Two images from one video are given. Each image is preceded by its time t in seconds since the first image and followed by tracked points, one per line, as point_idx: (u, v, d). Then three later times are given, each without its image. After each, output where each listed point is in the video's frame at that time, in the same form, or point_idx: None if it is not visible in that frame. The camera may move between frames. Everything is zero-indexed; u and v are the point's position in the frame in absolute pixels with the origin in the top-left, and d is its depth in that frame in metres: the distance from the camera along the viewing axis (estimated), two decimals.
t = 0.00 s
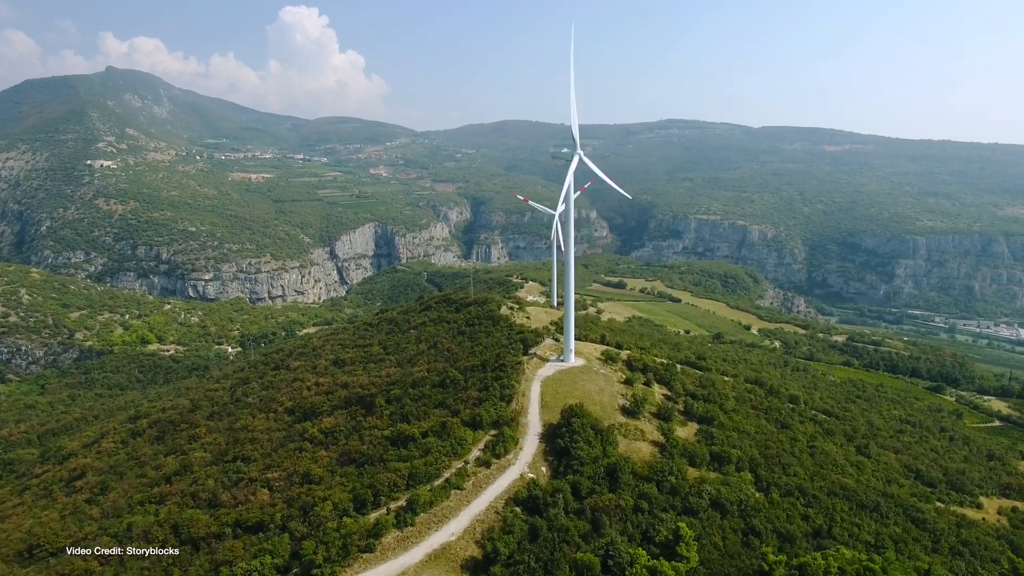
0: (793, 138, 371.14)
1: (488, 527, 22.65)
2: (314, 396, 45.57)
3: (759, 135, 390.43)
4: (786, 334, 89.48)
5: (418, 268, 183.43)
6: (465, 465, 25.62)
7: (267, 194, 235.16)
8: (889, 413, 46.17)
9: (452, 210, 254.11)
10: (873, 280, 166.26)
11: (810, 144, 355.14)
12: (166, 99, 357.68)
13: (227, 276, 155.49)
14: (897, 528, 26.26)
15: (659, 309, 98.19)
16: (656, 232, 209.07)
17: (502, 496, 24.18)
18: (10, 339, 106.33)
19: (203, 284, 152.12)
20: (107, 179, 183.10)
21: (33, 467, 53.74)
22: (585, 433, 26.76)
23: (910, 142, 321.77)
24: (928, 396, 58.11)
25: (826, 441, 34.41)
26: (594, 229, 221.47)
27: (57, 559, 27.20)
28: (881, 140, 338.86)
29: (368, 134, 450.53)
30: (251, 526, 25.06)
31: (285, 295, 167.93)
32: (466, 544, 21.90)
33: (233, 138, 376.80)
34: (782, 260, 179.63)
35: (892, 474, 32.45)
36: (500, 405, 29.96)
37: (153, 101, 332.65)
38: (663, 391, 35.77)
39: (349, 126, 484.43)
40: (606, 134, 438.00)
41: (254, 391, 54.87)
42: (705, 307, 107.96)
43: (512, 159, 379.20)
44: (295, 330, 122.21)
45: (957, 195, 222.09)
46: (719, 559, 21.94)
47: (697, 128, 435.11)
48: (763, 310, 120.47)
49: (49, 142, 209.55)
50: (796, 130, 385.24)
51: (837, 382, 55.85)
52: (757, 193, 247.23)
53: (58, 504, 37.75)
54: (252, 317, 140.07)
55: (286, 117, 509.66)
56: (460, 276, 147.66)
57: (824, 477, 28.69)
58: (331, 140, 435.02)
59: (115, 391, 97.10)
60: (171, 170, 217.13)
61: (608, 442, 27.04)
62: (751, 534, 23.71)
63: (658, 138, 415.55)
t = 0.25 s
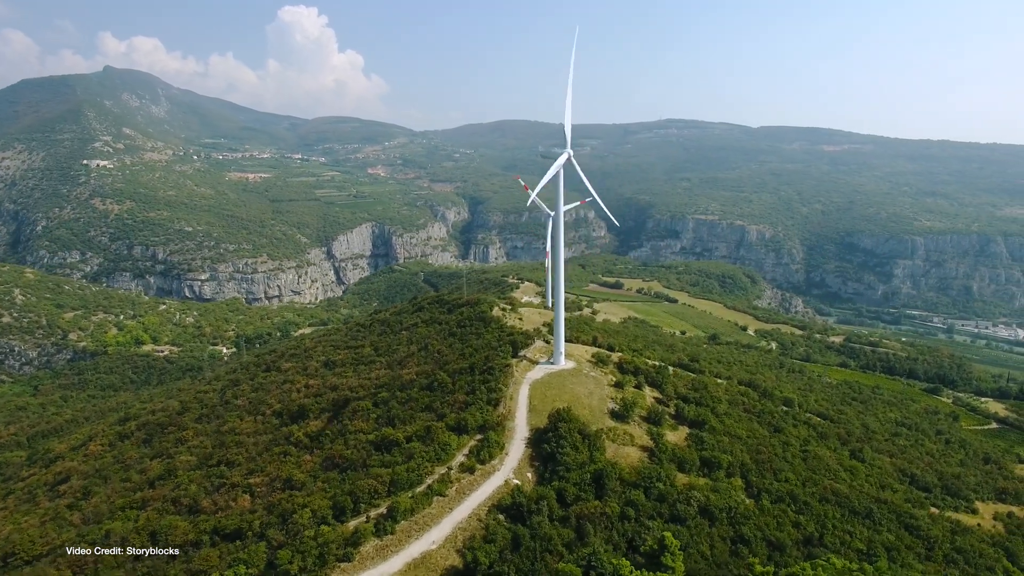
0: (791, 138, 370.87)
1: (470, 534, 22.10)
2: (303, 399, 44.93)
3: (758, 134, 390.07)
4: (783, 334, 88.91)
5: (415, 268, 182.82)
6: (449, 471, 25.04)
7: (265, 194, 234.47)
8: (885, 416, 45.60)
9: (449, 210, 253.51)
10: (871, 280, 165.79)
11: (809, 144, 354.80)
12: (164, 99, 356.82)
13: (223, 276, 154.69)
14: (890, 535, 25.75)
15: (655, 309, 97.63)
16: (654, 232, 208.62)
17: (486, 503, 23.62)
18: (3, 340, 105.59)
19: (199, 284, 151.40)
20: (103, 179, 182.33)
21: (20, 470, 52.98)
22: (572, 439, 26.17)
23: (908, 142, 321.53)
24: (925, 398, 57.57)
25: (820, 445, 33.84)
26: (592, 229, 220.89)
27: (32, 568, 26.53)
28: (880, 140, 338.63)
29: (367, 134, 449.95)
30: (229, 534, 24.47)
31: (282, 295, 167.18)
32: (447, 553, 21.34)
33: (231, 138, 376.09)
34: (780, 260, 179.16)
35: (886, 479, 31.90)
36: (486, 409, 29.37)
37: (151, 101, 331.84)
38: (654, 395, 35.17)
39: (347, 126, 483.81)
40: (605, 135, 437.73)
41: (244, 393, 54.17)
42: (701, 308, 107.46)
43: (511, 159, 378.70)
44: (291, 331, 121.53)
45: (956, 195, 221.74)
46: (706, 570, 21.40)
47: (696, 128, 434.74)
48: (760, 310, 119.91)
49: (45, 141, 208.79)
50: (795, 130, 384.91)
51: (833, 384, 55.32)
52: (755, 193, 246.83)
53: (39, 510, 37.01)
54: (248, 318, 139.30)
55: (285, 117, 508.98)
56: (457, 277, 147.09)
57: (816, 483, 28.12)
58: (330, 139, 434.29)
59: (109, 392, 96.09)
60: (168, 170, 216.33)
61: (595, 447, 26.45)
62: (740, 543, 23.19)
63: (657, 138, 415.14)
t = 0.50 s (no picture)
0: (790, 138, 370.51)
1: (449, 544, 21.45)
2: (290, 401, 44.14)
3: (757, 134, 389.65)
4: (779, 335, 88.25)
5: (412, 268, 182.12)
6: (430, 477, 24.39)
7: (261, 194, 233.81)
8: (879, 419, 45.08)
9: (447, 210, 252.93)
10: (868, 280, 165.32)
11: (807, 144, 354.38)
12: (161, 98, 356.01)
13: (219, 276, 153.93)
14: (883, 544, 25.11)
15: (651, 310, 96.95)
16: (652, 232, 208.12)
17: (466, 511, 23.00)
18: None
19: (195, 284, 150.53)
20: (99, 178, 181.42)
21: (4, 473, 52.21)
22: (557, 445, 25.53)
23: (907, 142, 321.22)
24: (921, 401, 56.98)
25: (813, 451, 33.22)
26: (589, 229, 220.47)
27: None
28: (879, 140, 338.32)
29: (365, 133, 449.33)
30: (203, 542, 23.79)
31: (278, 295, 166.45)
32: (424, 564, 20.69)
33: (228, 137, 375.30)
34: (778, 260, 178.59)
35: (880, 485, 31.28)
36: (470, 414, 28.71)
37: (148, 100, 331.09)
38: (644, 398, 34.49)
39: (346, 125, 483.14)
40: (604, 135, 437.38)
41: (232, 396, 53.37)
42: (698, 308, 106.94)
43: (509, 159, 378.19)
44: (286, 331, 120.62)
45: (954, 195, 221.37)
46: None
47: (695, 128, 434.43)
48: (756, 311, 119.40)
49: (42, 141, 208.03)
50: (793, 130, 384.56)
51: (827, 387, 54.79)
52: (754, 193, 246.37)
53: (18, 515, 36.13)
54: (243, 318, 138.33)
55: (283, 116, 508.17)
56: (453, 277, 146.41)
57: (807, 489, 27.52)
58: (328, 139, 433.40)
59: (101, 394, 94.74)
60: (164, 169, 215.59)
61: (580, 453, 25.80)
62: (727, 552, 22.60)
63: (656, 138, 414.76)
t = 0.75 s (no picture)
0: (789, 138, 370.17)
1: (429, 553, 20.89)
2: (277, 404, 43.35)
3: (755, 134, 389.34)
4: (776, 336, 87.64)
5: (409, 268, 181.62)
6: (413, 483, 23.81)
7: (259, 194, 233.12)
8: (875, 422, 44.57)
9: (445, 210, 252.26)
10: (867, 281, 164.83)
11: (806, 143, 353.97)
12: (159, 98, 355.08)
13: (215, 276, 153.23)
14: (876, 553, 24.59)
15: (648, 311, 96.30)
16: (650, 232, 207.60)
17: (449, 518, 22.41)
18: None
19: (191, 284, 149.74)
20: (95, 178, 180.60)
21: None
22: (543, 451, 24.99)
23: (906, 142, 320.88)
24: (919, 403, 56.40)
25: (806, 455, 32.68)
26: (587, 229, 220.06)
27: None
28: (878, 140, 337.98)
29: (363, 133, 448.62)
30: (179, 551, 23.10)
31: (275, 295, 165.74)
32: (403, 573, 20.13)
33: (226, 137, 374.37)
34: (776, 260, 178.08)
35: (875, 491, 30.77)
36: (456, 418, 28.14)
37: (146, 100, 330.30)
38: (635, 401, 33.97)
39: (344, 125, 482.51)
40: (603, 135, 436.83)
41: (222, 396, 52.56)
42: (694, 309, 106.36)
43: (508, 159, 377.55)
44: (281, 331, 119.76)
45: (953, 195, 221.00)
46: None
47: (693, 128, 434.05)
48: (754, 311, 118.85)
49: (38, 141, 207.22)
50: (792, 130, 384.23)
51: (823, 388, 54.29)
52: (752, 193, 245.95)
53: None
54: (239, 318, 137.43)
55: (281, 115, 507.30)
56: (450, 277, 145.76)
57: (799, 495, 26.99)
58: (326, 138, 432.62)
59: (94, 395, 93.66)
60: (161, 169, 214.78)
61: (566, 459, 25.25)
62: (716, 562, 22.07)
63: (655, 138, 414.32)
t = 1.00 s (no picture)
0: (788, 137, 369.74)
1: (407, 564, 20.24)
2: (265, 406, 42.35)
3: (755, 134, 388.95)
4: (773, 337, 86.89)
5: (406, 268, 181.00)
6: (393, 491, 23.16)
7: (256, 194, 232.45)
8: (872, 425, 43.95)
9: (443, 210, 251.70)
10: (866, 281, 164.21)
11: (805, 143, 353.48)
12: (158, 97, 354.21)
13: (212, 276, 152.49)
14: (869, 563, 23.97)
15: (644, 312, 95.56)
16: (649, 232, 206.99)
17: (429, 527, 21.79)
18: None
19: (188, 284, 148.94)
20: (92, 177, 179.81)
21: None
22: (528, 457, 24.36)
23: (905, 142, 320.47)
24: (916, 406, 55.76)
25: (800, 460, 32.14)
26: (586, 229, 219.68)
27: None
28: (877, 139, 337.61)
29: (362, 133, 448.04)
30: (151, 561, 22.30)
31: (272, 295, 165.02)
32: None
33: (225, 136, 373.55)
34: (775, 260, 177.48)
35: (869, 497, 30.17)
36: (440, 423, 27.43)
37: (144, 99, 329.59)
38: (625, 406, 33.32)
39: (343, 125, 481.96)
40: (602, 134, 436.20)
41: (210, 398, 51.58)
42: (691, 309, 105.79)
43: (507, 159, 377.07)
44: (277, 331, 118.70)
45: (952, 195, 220.54)
46: None
47: (693, 127, 433.51)
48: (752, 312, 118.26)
49: (35, 140, 206.44)
50: (792, 129, 383.80)
51: (820, 391, 53.65)
52: (751, 192, 245.40)
53: None
54: (235, 318, 136.30)
55: (280, 115, 506.71)
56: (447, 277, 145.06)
57: (791, 503, 26.44)
58: (325, 138, 431.95)
59: (87, 396, 92.42)
60: (159, 168, 214.01)
61: (551, 467, 24.62)
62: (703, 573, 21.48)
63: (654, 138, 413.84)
